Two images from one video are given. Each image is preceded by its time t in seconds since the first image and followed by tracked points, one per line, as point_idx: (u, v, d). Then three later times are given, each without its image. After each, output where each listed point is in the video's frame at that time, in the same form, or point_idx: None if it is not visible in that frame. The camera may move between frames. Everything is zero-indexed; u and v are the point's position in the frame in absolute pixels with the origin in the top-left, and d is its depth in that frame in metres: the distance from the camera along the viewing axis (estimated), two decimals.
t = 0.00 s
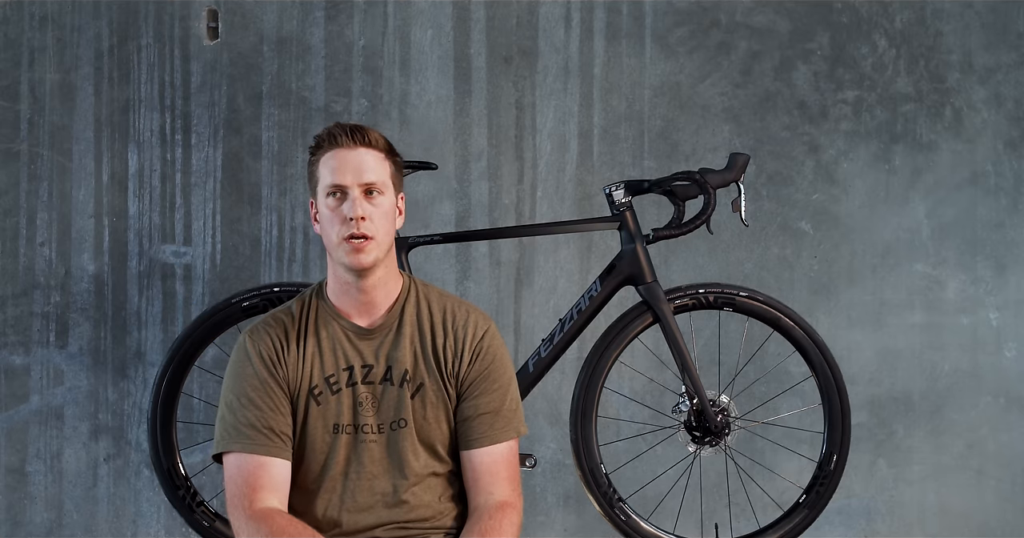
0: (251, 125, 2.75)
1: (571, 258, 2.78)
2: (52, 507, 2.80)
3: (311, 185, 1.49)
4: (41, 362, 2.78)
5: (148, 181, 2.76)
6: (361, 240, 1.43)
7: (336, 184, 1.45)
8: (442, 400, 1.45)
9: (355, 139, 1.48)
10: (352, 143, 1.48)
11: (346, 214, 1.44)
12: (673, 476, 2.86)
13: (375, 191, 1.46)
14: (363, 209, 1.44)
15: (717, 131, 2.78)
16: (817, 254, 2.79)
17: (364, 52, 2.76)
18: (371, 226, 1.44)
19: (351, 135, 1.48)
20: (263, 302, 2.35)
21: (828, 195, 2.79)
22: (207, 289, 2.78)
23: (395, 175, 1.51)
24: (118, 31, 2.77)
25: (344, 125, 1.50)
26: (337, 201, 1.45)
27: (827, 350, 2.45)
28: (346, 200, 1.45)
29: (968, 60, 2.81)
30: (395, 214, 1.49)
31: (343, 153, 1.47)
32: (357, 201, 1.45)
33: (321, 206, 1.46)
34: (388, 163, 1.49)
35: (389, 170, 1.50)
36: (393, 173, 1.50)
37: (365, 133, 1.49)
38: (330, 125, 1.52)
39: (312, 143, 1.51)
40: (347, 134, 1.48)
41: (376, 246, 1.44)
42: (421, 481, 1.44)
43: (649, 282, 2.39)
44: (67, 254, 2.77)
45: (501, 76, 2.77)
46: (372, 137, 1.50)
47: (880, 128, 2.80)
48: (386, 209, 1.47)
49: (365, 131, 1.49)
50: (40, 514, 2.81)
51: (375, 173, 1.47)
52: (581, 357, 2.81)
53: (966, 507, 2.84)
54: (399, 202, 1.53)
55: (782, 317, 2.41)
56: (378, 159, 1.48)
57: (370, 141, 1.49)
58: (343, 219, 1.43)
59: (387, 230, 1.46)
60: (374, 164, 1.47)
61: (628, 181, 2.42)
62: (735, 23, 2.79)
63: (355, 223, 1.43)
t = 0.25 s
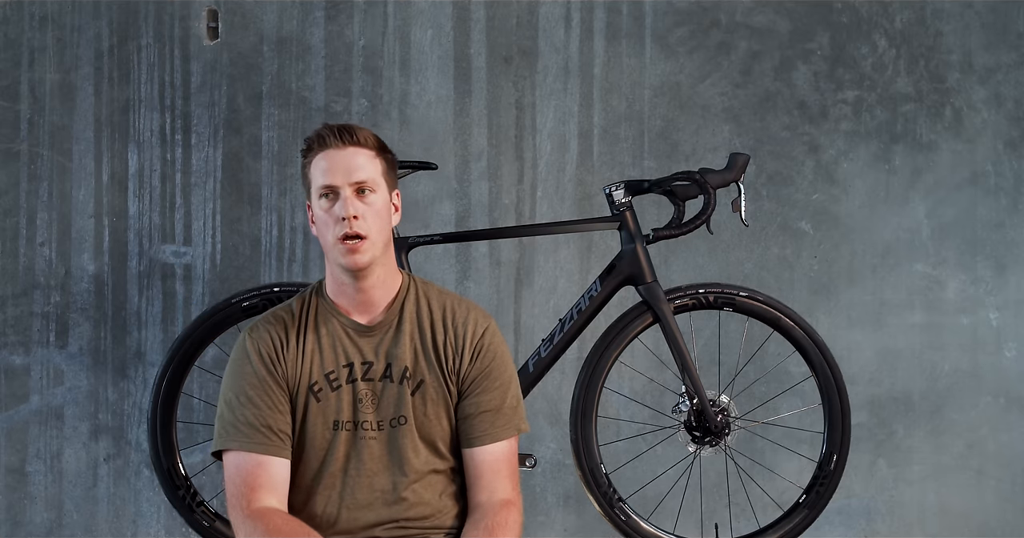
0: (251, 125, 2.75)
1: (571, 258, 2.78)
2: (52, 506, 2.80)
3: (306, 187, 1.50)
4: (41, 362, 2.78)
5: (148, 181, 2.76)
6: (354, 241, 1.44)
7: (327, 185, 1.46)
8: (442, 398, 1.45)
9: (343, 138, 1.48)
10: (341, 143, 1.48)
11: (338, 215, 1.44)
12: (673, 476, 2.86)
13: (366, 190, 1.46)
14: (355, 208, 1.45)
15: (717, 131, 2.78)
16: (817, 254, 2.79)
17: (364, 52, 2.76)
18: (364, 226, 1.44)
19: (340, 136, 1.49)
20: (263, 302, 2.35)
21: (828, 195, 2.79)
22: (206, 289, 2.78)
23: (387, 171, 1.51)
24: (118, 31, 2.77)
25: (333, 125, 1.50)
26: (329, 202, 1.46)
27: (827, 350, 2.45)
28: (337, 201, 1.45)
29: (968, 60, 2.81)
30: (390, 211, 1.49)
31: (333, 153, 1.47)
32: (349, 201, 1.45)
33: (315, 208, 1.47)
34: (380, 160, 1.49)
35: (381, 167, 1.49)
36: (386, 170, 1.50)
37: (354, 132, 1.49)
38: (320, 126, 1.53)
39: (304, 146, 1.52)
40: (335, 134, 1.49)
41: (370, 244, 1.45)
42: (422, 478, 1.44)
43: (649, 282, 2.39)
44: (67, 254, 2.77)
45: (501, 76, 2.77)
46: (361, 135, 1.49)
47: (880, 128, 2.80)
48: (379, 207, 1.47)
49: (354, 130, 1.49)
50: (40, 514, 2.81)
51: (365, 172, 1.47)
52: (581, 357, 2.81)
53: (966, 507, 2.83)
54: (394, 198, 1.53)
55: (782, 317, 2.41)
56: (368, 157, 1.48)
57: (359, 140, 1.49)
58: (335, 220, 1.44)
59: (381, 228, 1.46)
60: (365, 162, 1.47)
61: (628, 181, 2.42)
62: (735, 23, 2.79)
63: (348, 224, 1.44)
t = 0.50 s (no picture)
0: (251, 125, 2.75)
1: (571, 258, 2.78)
2: (52, 507, 2.80)
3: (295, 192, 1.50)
4: (41, 362, 2.78)
5: (148, 181, 2.76)
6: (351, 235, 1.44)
7: (316, 185, 1.46)
8: (445, 397, 1.45)
9: (325, 138, 1.49)
10: (323, 143, 1.49)
11: (330, 213, 1.45)
12: (673, 476, 2.86)
13: (356, 185, 1.47)
14: (347, 204, 1.45)
15: (717, 131, 2.78)
16: (817, 254, 2.79)
17: (364, 52, 2.76)
18: (359, 219, 1.44)
19: (322, 136, 1.50)
20: (263, 302, 2.35)
21: (828, 196, 2.79)
22: (207, 289, 2.78)
23: (373, 165, 1.51)
24: (118, 31, 2.77)
25: (314, 128, 1.51)
26: (321, 202, 1.46)
27: (827, 350, 2.45)
28: (328, 199, 1.46)
29: (968, 60, 2.81)
30: (382, 204, 1.50)
31: (318, 153, 1.48)
32: (341, 197, 1.46)
33: (308, 210, 1.47)
34: (364, 154, 1.50)
35: (367, 161, 1.50)
36: (372, 164, 1.51)
37: (335, 130, 1.50)
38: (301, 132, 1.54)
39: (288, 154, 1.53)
40: (317, 135, 1.50)
41: (366, 237, 1.44)
42: (423, 479, 1.44)
43: (649, 282, 2.39)
44: (67, 254, 2.77)
45: (501, 76, 2.77)
46: (342, 133, 1.51)
47: (880, 128, 2.80)
48: (370, 200, 1.47)
49: (335, 129, 1.50)
50: (40, 514, 2.81)
51: (350, 168, 1.47)
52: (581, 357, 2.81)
53: (966, 507, 2.84)
54: (384, 192, 1.53)
55: (782, 317, 2.41)
56: (353, 153, 1.49)
57: (341, 138, 1.50)
58: (328, 218, 1.44)
59: (375, 220, 1.46)
60: (350, 157, 1.48)
61: (628, 181, 2.42)
62: (735, 23, 2.79)
63: (342, 219, 1.44)
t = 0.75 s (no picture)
0: (251, 125, 2.75)
1: (571, 258, 2.78)
2: (52, 506, 2.80)
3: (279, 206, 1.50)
4: (41, 362, 2.78)
5: (148, 181, 2.76)
6: (337, 237, 1.42)
7: (295, 195, 1.46)
8: (445, 395, 1.45)
9: (294, 147, 1.49)
10: (293, 153, 1.48)
11: (314, 221, 1.43)
12: (673, 476, 2.86)
13: (333, 187, 1.45)
14: (328, 207, 1.44)
15: (717, 131, 2.78)
16: (817, 254, 2.79)
17: (364, 52, 2.76)
18: (341, 220, 1.43)
19: (292, 145, 1.49)
20: (263, 302, 2.35)
21: (828, 196, 2.79)
22: (207, 289, 2.78)
23: (350, 165, 1.50)
24: (118, 31, 2.77)
25: (285, 140, 1.51)
26: (303, 211, 1.45)
27: (828, 350, 2.45)
28: (309, 207, 1.44)
29: (968, 60, 2.81)
30: (364, 201, 1.48)
31: (291, 163, 1.47)
32: (320, 201, 1.44)
33: (292, 221, 1.46)
34: (338, 155, 1.49)
35: (342, 162, 1.49)
36: (347, 164, 1.50)
37: (304, 138, 1.50)
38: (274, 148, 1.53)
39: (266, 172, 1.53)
40: (288, 147, 1.49)
41: (354, 235, 1.43)
42: (424, 477, 1.44)
43: (649, 282, 2.39)
44: (67, 254, 2.77)
45: (501, 76, 2.77)
46: (313, 139, 1.50)
47: (880, 128, 2.80)
48: (351, 199, 1.46)
49: (304, 137, 1.50)
50: (40, 514, 2.81)
51: (323, 172, 1.46)
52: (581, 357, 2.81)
53: (966, 507, 2.84)
54: (366, 189, 1.52)
55: (782, 316, 2.41)
56: (325, 157, 1.48)
57: (311, 144, 1.49)
58: (312, 225, 1.43)
59: (358, 217, 1.45)
60: (324, 161, 1.48)
61: (628, 181, 2.42)
62: (735, 23, 2.79)
63: (325, 223, 1.42)
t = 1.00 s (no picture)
0: (251, 125, 2.75)
1: (571, 258, 2.78)
2: (52, 506, 2.80)
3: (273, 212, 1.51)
4: (41, 362, 2.78)
5: (148, 181, 2.76)
6: (326, 247, 1.43)
7: (285, 204, 1.46)
8: (442, 399, 1.45)
9: (283, 155, 1.48)
10: (282, 160, 1.47)
11: (302, 232, 1.44)
12: (673, 476, 2.86)
13: (323, 195, 1.45)
14: (317, 217, 1.44)
15: (717, 131, 2.78)
16: (817, 254, 2.79)
17: (364, 52, 2.76)
18: (329, 230, 1.43)
19: (283, 153, 1.48)
20: (263, 301, 2.35)
21: (828, 195, 2.79)
22: (207, 289, 2.78)
23: (342, 170, 1.49)
24: (118, 31, 2.77)
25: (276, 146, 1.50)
26: (293, 220, 1.46)
27: (828, 350, 2.45)
28: (299, 217, 1.45)
29: (968, 60, 2.81)
30: (356, 208, 1.48)
31: (282, 172, 1.47)
32: (310, 211, 1.44)
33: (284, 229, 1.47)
34: (329, 162, 1.48)
35: (332, 168, 1.48)
36: (339, 170, 1.48)
37: (295, 145, 1.49)
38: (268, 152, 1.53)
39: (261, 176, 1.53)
40: (277, 154, 1.48)
41: (343, 245, 1.44)
42: (421, 480, 1.44)
43: (649, 282, 2.39)
44: (67, 254, 2.77)
45: (501, 76, 2.77)
46: (303, 145, 1.49)
47: (880, 128, 2.80)
48: (340, 207, 1.45)
49: (295, 144, 1.49)
50: (40, 514, 2.81)
51: (312, 180, 1.46)
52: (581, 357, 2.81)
53: (966, 507, 2.84)
54: (360, 193, 1.51)
55: (782, 317, 2.41)
56: (315, 165, 1.47)
57: (302, 151, 1.48)
58: (300, 236, 1.43)
59: (347, 226, 1.45)
60: (315, 168, 1.47)
61: (628, 181, 2.42)
62: (735, 23, 2.78)
63: (313, 234, 1.43)
